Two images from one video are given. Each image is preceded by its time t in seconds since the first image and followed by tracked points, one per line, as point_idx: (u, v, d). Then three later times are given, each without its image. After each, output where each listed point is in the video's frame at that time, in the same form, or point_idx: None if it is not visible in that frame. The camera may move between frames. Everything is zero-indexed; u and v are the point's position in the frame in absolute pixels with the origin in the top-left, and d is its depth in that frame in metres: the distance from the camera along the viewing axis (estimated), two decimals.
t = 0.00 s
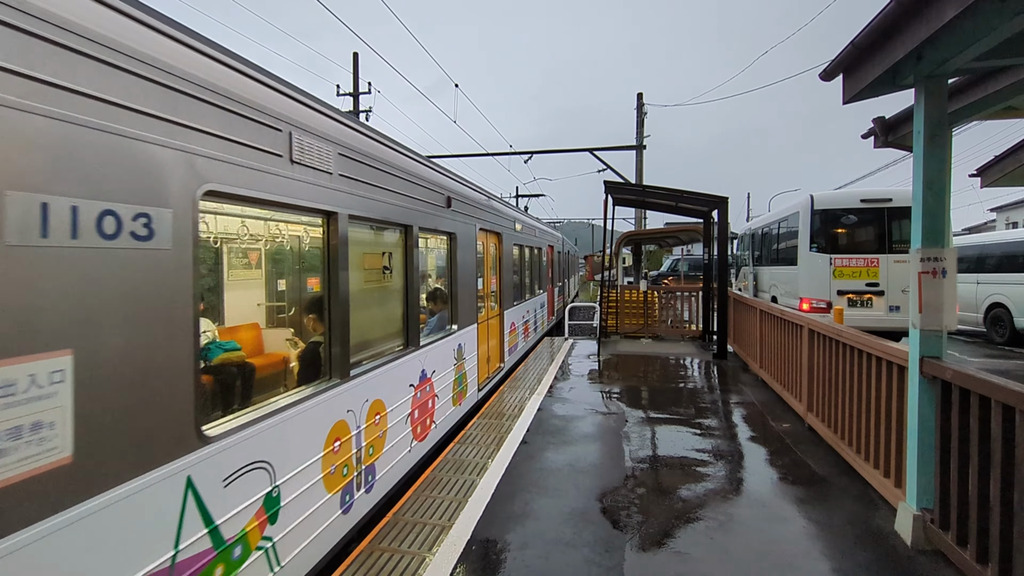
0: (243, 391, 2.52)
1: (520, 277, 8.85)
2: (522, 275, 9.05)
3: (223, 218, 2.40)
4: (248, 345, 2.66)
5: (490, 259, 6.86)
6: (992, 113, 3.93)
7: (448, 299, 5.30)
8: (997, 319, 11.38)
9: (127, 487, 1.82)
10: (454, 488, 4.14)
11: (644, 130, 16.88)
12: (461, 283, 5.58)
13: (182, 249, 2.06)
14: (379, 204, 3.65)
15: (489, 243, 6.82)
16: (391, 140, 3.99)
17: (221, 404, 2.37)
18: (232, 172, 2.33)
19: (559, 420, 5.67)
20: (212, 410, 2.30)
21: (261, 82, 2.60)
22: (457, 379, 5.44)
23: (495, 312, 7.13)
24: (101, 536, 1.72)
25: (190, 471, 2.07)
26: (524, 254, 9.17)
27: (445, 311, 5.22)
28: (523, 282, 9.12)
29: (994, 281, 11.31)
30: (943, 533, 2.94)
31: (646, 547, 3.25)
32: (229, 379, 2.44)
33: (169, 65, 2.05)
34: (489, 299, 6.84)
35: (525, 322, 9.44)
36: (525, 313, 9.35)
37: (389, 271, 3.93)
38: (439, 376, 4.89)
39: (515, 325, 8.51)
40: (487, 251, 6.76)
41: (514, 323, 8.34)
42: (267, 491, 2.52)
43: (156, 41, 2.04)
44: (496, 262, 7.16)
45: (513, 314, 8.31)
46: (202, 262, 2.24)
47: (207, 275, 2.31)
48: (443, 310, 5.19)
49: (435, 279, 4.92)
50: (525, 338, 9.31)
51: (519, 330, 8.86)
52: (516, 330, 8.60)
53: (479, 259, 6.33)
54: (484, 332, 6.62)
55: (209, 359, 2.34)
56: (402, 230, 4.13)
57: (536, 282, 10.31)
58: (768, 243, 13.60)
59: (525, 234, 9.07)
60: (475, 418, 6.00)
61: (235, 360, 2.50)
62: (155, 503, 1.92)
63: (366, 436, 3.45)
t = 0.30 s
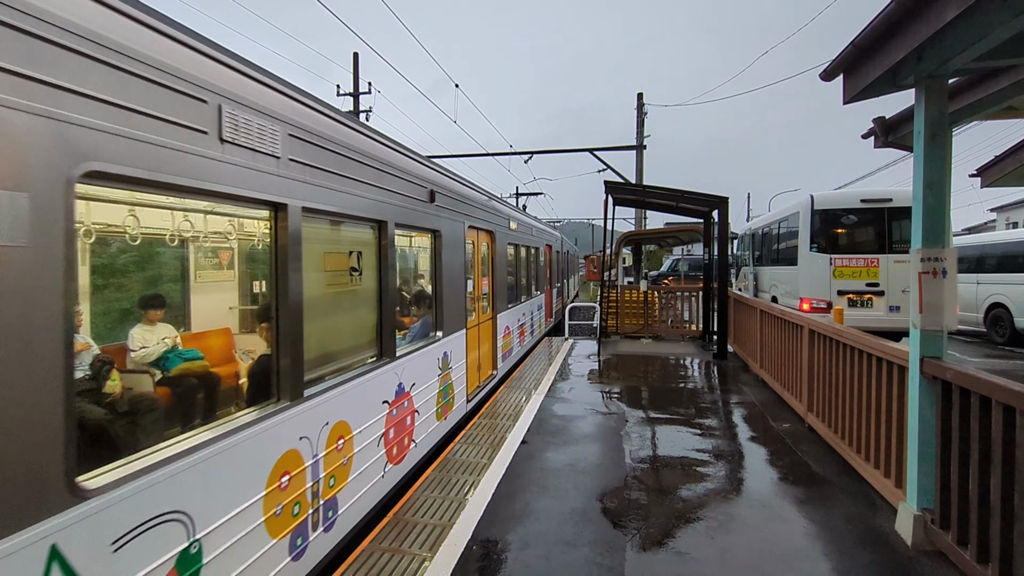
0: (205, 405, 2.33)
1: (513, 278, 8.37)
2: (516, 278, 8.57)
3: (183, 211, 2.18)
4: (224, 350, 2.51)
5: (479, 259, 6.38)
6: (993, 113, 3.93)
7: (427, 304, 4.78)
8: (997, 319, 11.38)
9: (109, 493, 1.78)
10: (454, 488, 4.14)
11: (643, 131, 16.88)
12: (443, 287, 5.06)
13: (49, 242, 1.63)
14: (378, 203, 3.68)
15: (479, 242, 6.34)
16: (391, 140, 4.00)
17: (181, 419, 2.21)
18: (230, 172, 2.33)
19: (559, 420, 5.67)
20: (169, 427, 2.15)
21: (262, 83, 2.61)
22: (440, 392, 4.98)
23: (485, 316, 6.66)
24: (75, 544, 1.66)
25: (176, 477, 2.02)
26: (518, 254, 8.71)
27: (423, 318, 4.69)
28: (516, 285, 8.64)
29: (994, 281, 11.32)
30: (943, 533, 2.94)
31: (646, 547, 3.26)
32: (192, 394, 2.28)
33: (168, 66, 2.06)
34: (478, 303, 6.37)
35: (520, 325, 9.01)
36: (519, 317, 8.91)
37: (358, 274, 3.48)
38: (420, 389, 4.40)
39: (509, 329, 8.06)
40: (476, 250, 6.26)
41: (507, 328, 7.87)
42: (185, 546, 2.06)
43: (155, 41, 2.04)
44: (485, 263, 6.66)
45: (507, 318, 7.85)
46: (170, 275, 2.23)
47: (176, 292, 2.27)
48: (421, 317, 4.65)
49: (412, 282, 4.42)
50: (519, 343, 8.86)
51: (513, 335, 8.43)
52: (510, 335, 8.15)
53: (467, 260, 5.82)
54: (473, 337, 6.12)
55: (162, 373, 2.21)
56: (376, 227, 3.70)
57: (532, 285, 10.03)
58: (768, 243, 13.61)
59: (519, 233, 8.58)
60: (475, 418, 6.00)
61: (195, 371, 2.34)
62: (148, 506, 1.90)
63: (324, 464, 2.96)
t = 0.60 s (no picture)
0: (156, 420, 2.05)
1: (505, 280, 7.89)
2: (507, 280, 8.08)
3: (122, 204, 1.91)
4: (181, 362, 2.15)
5: (467, 259, 5.91)
6: (992, 114, 3.94)
7: (404, 309, 4.24)
8: (997, 320, 11.39)
9: (115, 491, 1.78)
10: (454, 487, 4.14)
11: (643, 131, 16.87)
12: (423, 287, 4.50)
13: None
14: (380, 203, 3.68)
15: (468, 242, 5.88)
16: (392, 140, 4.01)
17: (126, 440, 1.95)
18: (228, 172, 2.33)
19: (559, 420, 5.66)
20: (109, 450, 1.89)
21: (263, 83, 2.62)
22: (420, 408, 4.45)
23: (474, 321, 6.20)
24: (78, 543, 1.67)
25: (180, 475, 2.03)
26: (511, 254, 8.23)
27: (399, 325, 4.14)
28: (509, 287, 8.15)
29: (994, 281, 11.32)
30: (943, 533, 2.94)
31: (646, 547, 3.26)
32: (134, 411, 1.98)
33: (169, 66, 2.07)
34: (467, 306, 5.91)
35: (513, 329, 8.56)
36: (513, 320, 8.48)
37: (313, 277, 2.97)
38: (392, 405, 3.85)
39: (501, 335, 7.59)
40: (463, 249, 5.79)
41: (498, 334, 7.41)
42: None
43: (155, 41, 2.04)
44: (473, 264, 6.19)
45: (498, 323, 7.40)
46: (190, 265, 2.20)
47: (127, 298, 1.98)
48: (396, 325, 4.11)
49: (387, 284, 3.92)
50: (511, 349, 8.38)
51: (505, 341, 7.97)
52: (501, 341, 7.68)
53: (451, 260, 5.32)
54: (460, 344, 5.65)
55: (102, 388, 1.93)
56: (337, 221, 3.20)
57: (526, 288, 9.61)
58: (768, 243, 13.62)
59: (512, 233, 8.11)
60: (476, 418, 5.99)
61: (144, 386, 2.02)
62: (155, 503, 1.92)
63: (256, 512, 2.41)
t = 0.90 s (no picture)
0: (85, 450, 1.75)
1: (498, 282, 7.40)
2: (502, 282, 7.62)
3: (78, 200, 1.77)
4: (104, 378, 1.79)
5: (453, 260, 5.43)
6: (992, 114, 3.94)
7: (376, 316, 3.78)
8: (997, 320, 11.39)
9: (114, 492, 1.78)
10: (454, 487, 4.14)
11: (643, 131, 16.86)
12: (399, 291, 4.04)
13: None
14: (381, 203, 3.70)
15: (454, 241, 5.42)
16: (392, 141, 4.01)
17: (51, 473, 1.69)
18: (228, 172, 2.32)
19: (559, 420, 5.66)
20: (29, 481, 1.64)
21: (263, 84, 2.62)
22: (398, 426, 3.97)
23: (461, 327, 5.74)
24: (75, 547, 1.66)
25: (177, 478, 2.02)
26: (505, 254, 7.75)
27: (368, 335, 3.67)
28: (504, 289, 7.66)
29: (994, 281, 11.33)
30: (943, 534, 2.94)
31: (646, 547, 3.26)
32: (49, 434, 1.68)
33: (170, 67, 2.07)
34: (453, 311, 5.44)
35: (509, 333, 8.07)
36: (508, 324, 8.01)
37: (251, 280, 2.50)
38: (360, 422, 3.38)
39: (495, 340, 7.11)
40: (448, 249, 5.29)
41: (492, 339, 6.95)
42: None
43: (154, 41, 2.04)
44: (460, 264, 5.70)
45: (492, 327, 6.93)
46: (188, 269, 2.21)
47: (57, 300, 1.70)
48: (365, 334, 3.65)
49: (356, 289, 3.48)
50: (507, 354, 7.89)
51: (500, 346, 7.49)
52: (495, 347, 7.20)
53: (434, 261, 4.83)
54: (445, 352, 5.18)
55: (32, 408, 1.65)
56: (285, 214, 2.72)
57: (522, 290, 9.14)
58: (768, 244, 13.63)
59: (507, 231, 7.63)
60: (476, 419, 5.99)
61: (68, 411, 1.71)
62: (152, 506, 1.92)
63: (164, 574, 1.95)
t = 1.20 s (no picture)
0: None
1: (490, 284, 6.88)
2: (495, 283, 7.10)
3: (82, 201, 1.78)
4: None
5: (436, 258, 4.92)
6: (991, 114, 3.94)
7: (338, 323, 3.24)
8: (997, 320, 11.39)
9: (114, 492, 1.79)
10: (455, 487, 4.14)
11: (643, 131, 16.83)
12: (369, 293, 3.50)
13: None
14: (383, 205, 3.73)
15: (437, 236, 4.91)
16: (392, 141, 4.02)
17: None
18: (227, 172, 2.31)
19: (559, 420, 5.67)
20: None
21: (263, 84, 2.62)
22: (365, 451, 3.45)
23: (447, 333, 5.21)
24: (75, 546, 1.67)
25: (174, 480, 2.01)
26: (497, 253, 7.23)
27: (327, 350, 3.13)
28: (496, 291, 7.14)
29: (994, 281, 11.33)
30: (944, 534, 2.94)
31: (647, 547, 3.26)
32: None
33: (170, 66, 2.07)
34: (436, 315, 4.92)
35: (503, 337, 7.54)
36: (502, 328, 7.47)
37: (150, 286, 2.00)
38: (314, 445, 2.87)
39: (486, 346, 6.58)
40: (430, 246, 4.78)
41: (483, 346, 6.43)
42: None
43: (154, 41, 2.04)
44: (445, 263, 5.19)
45: (483, 332, 6.40)
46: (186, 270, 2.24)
47: None
48: (326, 346, 3.12)
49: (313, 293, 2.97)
50: (499, 361, 7.33)
51: (493, 353, 6.96)
52: (487, 355, 6.67)
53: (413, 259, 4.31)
54: (426, 361, 4.64)
55: None
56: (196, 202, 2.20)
57: (518, 291, 8.61)
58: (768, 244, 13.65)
59: (499, 230, 7.15)
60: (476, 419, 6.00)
61: None
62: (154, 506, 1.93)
63: None
